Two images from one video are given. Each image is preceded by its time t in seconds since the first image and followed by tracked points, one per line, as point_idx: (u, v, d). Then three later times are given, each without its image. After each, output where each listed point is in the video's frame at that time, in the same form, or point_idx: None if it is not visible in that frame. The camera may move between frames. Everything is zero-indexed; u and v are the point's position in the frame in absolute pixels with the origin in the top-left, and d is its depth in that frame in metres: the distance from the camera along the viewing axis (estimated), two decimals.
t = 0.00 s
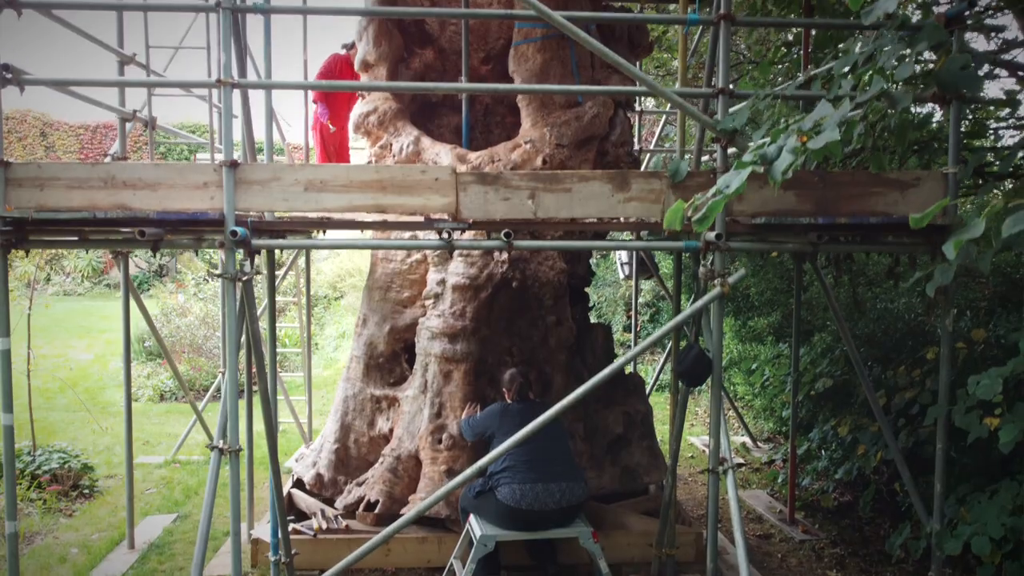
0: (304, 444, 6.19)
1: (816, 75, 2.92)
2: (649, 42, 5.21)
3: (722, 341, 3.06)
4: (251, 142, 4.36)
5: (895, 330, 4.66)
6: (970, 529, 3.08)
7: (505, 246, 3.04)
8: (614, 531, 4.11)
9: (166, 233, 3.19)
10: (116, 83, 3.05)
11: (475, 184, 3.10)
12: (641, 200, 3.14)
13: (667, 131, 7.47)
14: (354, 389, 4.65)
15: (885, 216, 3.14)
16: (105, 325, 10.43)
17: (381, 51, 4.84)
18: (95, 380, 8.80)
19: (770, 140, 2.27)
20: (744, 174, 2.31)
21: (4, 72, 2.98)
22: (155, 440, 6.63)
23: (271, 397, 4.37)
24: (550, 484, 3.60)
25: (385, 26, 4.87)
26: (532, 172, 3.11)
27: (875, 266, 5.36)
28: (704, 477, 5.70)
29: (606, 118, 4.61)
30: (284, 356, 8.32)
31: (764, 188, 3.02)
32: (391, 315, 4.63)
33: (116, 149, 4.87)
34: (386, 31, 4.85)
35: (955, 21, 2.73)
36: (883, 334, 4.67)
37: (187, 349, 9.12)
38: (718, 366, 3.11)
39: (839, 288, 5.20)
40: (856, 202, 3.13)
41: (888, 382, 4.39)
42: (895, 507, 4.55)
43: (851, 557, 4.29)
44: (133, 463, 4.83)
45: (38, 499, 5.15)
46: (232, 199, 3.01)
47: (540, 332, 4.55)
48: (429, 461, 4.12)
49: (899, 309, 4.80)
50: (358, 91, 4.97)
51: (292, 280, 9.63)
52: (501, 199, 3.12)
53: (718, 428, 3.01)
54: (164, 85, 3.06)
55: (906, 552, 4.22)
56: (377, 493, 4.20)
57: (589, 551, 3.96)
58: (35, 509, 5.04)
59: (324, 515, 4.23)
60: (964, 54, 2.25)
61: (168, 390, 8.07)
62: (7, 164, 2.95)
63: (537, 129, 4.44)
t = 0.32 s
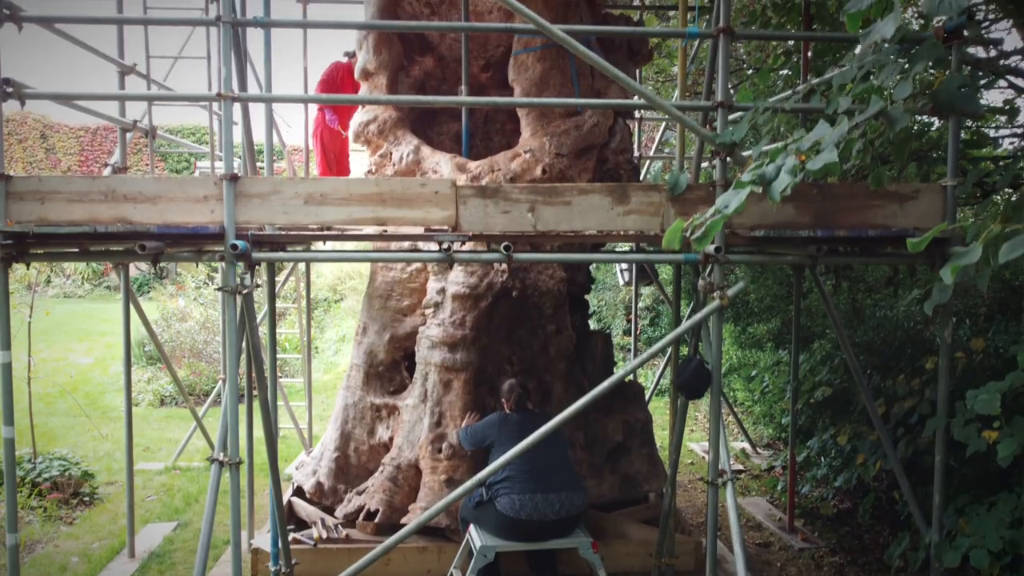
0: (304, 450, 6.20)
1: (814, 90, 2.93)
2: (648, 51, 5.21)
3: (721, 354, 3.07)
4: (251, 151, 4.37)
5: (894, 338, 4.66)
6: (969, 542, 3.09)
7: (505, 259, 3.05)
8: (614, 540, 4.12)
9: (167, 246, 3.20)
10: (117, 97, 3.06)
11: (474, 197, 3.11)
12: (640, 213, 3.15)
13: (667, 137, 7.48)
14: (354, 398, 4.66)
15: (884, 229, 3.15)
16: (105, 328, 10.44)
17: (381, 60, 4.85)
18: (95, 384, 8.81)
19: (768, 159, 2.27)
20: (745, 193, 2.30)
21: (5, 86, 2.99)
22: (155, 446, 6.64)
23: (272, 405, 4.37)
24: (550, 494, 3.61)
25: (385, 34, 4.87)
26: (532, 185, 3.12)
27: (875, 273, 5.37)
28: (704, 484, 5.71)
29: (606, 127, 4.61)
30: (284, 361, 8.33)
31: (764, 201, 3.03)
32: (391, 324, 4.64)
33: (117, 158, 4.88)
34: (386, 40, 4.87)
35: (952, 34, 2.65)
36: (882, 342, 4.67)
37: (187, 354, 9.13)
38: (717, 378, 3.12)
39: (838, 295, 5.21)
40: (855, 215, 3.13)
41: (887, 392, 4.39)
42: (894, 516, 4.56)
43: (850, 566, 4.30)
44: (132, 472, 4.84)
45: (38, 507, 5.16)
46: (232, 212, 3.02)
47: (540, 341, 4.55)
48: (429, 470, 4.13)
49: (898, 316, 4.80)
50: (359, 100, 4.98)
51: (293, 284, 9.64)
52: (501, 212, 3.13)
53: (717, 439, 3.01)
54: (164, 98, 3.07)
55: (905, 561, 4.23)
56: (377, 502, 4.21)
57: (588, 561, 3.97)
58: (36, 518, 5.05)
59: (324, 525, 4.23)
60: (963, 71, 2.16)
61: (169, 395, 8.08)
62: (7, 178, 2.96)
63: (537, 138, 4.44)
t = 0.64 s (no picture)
0: (305, 456, 6.21)
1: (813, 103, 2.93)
2: (649, 58, 5.22)
3: (720, 366, 3.08)
4: (251, 161, 4.38)
5: (893, 346, 4.67)
6: (968, 554, 3.10)
7: (504, 272, 3.06)
8: (614, 549, 4.13)
9: (167, 259, 3.22)
10: (117, 110, 3.07)
11: (474, 210, 3.12)
12: (639, 225, 3.16)
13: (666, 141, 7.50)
14: (354, 406, 4.66)
15: (882, 241, 3.15)
16: (105, 331, 10.44)
17: (381, 68, 4.86)
18: (95, 388, 8.81)
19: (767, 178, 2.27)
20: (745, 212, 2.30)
21: (7, 100, 3.01)
22: (155, 451, 6.65)
23: (272, 414, 4.38)
24: (550, 504, 3.61)
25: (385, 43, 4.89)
26: (531, 198, 3.13)
27: (874, 280, 5.38)
28: (703, 490, 5.71)
29: (605, 136, 4.63)
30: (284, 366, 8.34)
31: (763, 214, 3.03)
32: (391, 332, 4.64)
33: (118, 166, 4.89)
34: (386, 49, 4.88)
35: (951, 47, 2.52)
36: (881, 350, 4.68)
37: (187, 358, 9.13)
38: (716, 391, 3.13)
39: (837, 302, 5.22)
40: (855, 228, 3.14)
41: (886, 401, 4.40)
42: (893, 524, 4.57)
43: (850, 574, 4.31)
44: (132, 480, 4.85)
45: (39, 515, 5.16)
46: (232, 225, 3.03)
47: (540, 349, 4.56)
48: (429, 479, 4.14)
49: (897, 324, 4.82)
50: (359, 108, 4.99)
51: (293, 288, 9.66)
52: (500, 225, 3.13)
53: (716, 450, 3.01)
54: (164, 111, 3.08)
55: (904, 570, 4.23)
56: (377, 510, 4.22)
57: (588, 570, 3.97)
58: (36, 525, 5.05)
59: (324, 533, 4.25)
60: (961, 89, 2.12)
61: (169, 399, 8.09)
62: (8, 191, 2.97)
63: (537, 148, 4.45)
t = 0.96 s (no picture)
0: (305, 462, 6.21)
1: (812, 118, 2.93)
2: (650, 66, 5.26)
3: (719, 379, 3.08)
4: (251, 170, 4.39)
5: (892, 354, 4.68)
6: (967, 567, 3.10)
7: (504, 284, 3.08)
8: (614, 558, 4.14)
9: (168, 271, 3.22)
10: (117, 124, 3.07)
11: (474, 223, 3.12)
12: (639, 238, 3.16)
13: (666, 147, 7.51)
14: (354, 414, 4.67)
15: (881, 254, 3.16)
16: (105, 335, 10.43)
17: (381, 77, 4.86)
18: (95, 393, 8.81)
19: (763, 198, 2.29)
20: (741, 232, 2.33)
21: (8, 114, 3.02)
22: (155, 457, 6.65)
23: (272, 422, 4.39)
24: (549, 515, 3.62)
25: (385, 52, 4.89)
26: (531, 211, 3.13)
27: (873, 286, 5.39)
28: (703, 497, 5.72)
29: (605, 145, 4.63)
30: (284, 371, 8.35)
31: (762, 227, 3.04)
32: (391, 340, 4.65)
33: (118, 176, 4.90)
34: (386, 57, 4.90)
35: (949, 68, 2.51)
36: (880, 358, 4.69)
37: (187, 363, 9.13)
38: (715, 403, 3.13)
39: (836, 310, 5.24)
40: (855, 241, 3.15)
41: (885, 410, 4.42)
42: (893, 532, 4.57)
43: None
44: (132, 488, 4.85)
45: (39, 523, 5.17)
46: (232, 238, 3.04)
47: (539, 358, 4.58)
48: (429, 489, 4.15)
49: (895, 333, 4.83)
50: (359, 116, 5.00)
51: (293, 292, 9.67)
52: (500, 238, 3.14)
53: (716, 463, 3.00)
54: (164, 125, 3.08)
55: None
56: (377, 519, 4.23)
57: None
58: (37, 533, 5.06)
59: (323, 543, 4.27)
60: (958, 108, 2.14)
61: (169, 404, 8.09)
62: (9, 205, 2.98)
63: (536, 157, 4.45)
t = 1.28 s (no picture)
0: (305, 468, 6.22)
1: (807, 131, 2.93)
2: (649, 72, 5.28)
3: (718, 391, 3.09)
4: (251, 178, 4.40)
5: (891, 363, 4.68)
6: None
7: (503, 297, 3.08)
8: (614, 567, 4.16)
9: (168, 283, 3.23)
10: (117, 136, 3.08)
11: (474, 235, 3.13)
12: (638, 250, 3.17)
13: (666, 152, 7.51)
14: (354, 422, 4.68)
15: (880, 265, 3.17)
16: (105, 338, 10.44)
17: (381, 85, 4.87)
18: (95, 397, 8.82)
19: (762, 216, 2.29)
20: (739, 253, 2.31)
21: (8, 127, 3.02)
22: (156, 463, 6.66)
23: (272, 432, 4.41)
24: (549, 526, 3.63)
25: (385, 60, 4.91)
26: (530, 224, 3.14)
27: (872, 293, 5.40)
28: (703, 504, 5.73)
29: (605, 154, 4.63)
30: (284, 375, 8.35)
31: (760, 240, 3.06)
32: (391, 348, 4.66)
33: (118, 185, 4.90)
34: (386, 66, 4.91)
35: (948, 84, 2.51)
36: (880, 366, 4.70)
37: (187, 367, 9.14)
38: (714, 416, 3.13)
39: (835, 317, 5.25)
40: (853, 253, 3.15)
41: (884, 418, 4.42)
42: (892, 541, 4.58)
43: None
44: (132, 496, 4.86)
45: (40, 530, 5.18)
46: (232, 251, 3.05)
47: (539, 366, 4.59)
48: (429, 498, 4.15)
49: (894, 341, 4.84)
50: (358, 123, 5.01)
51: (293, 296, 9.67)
52: (499, 250, 3.15)
53: (716, 476, 2.99)
54: (164, 138, 3.09)
55: None
56: (377, 528, 4.24)
57: None
58: (37, 541, 5.06)
59: (323, 551, 4.30)
60: (956, 128, 2.14)
61: (169, 409, 8.09)
62: (9, 217, 2.99)
63: (536, 166, 4.46)
